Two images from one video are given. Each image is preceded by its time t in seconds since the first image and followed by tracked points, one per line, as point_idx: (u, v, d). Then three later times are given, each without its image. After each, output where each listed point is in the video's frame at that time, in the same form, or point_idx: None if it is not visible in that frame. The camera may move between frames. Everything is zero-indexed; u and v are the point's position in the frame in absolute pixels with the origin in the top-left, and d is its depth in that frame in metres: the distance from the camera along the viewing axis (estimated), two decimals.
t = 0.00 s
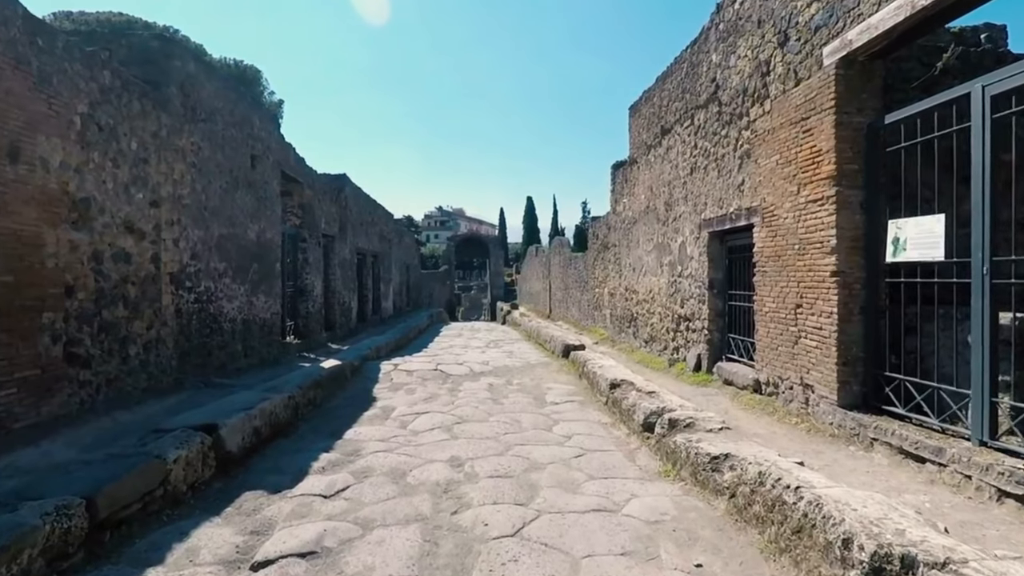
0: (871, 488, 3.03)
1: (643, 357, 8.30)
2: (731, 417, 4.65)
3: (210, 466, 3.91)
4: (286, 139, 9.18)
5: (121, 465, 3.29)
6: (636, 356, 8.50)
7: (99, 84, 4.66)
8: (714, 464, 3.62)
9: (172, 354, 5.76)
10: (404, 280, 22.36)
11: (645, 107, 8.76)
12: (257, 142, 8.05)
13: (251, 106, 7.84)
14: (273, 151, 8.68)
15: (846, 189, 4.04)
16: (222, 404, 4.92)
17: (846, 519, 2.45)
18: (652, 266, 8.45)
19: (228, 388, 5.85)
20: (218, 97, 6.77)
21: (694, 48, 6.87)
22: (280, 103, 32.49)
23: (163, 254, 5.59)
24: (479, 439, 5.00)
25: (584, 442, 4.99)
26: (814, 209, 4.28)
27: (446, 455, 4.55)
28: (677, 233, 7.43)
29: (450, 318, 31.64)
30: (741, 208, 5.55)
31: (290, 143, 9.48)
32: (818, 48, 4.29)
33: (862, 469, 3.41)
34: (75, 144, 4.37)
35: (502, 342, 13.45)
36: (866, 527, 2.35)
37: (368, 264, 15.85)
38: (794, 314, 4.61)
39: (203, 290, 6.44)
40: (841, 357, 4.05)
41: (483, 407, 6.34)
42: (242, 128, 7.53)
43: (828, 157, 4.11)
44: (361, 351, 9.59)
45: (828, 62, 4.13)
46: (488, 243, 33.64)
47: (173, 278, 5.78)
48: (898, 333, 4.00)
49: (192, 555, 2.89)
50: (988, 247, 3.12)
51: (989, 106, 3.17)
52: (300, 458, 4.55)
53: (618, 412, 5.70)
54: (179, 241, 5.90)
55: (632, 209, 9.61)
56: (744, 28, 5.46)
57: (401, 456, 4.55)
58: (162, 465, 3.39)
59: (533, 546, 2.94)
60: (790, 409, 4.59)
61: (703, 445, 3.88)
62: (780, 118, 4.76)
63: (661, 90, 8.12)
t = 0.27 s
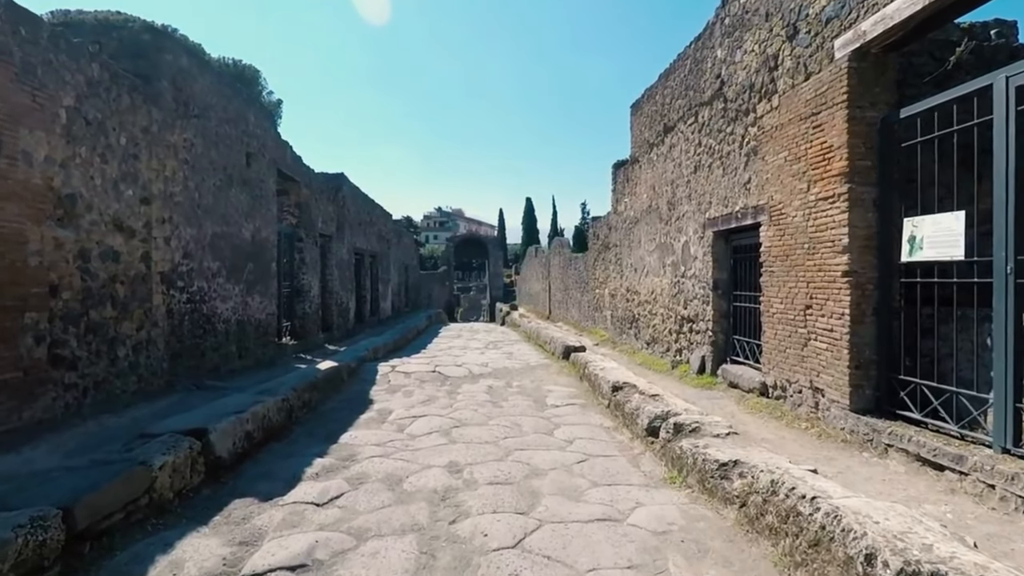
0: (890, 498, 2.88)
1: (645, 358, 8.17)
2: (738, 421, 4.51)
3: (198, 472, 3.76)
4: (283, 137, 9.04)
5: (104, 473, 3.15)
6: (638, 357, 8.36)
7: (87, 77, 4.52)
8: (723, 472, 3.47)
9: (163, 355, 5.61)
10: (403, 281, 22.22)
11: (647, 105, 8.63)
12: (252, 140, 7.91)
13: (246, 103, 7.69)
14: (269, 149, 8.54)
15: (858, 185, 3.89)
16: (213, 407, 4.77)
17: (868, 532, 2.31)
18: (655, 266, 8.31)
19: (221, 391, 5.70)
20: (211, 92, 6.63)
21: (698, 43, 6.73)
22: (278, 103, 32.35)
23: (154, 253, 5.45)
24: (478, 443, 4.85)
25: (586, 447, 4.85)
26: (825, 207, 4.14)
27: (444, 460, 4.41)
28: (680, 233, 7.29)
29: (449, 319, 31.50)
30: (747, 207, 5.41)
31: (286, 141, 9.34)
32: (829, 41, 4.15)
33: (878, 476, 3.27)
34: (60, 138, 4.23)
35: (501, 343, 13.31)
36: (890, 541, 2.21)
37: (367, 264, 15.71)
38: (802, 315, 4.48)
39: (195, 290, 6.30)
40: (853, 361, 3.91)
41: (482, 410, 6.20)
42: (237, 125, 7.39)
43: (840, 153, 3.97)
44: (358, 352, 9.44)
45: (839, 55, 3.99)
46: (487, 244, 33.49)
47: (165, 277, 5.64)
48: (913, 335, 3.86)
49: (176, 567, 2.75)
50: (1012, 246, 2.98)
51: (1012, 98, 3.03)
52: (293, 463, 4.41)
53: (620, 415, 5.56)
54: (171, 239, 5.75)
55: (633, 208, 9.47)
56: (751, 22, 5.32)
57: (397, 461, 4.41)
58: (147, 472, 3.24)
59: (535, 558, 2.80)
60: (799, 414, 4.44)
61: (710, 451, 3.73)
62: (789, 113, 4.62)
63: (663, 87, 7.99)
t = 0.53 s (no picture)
0: (909, 510, 2.75)
1: (647, 360, 8.02)
2: (746, 426, 4.37)
3: (186, 479, 3.62)
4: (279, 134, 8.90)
5: (86, 481, 3.01)
6: (640, 359, 8.22)
7: (73, 70, 4.38)
8: (731, 480, 3.33)
9: (154, 356, 5.47)
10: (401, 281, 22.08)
11: (650, 103, 8.49)
12: (248, 137, 7.77)
13: (241, 99, 7.56)
14: (265, 146, 8.41)
15: (872, 183, 3.76)
16: (205, 410, 4.63)
17: (892, 549, 2.17)
18: (657, 266, 8.17)
19: (213, 393, 5.56)
20: (205, 88, 6.49)
21: (702, 39, 6.60)
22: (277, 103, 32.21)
23: (145, 251, 5.30)
24: (477, 448, 4.71)
25: (588, 452, 4.71)
26: (837, 205, 4.01)
27: (442, 466, 4.27)
28: (683, 232, 7.15)
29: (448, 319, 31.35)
30: (754, 205, 5.27)
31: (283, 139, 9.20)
32: (841, 33, 4.02)
33: (895, 486, 3.13)
34: (44, 133, 4.09)
35: (501, 344, 13.16)
36: (917, 559, 2.07)
37: (365, 264, 15.56)
38: (812, 317, 4.35)
39: (188, 290, 6.15)
40: (866, 364, 3.77)
41: (481, 413, 6.06)
42: (232, 121, 7.25)
43: (853, 148, 3.83)
44: (356, 354, 9.29)
45: (852, 48, 3.86)
46: (487, 244, 33.32)
47: (156, 277, 5.49)
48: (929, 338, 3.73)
49: None
50: None
51: None
52: (286, 469, 4.26)
53: (623, 419, 5.42)
54: (163, 238, 5.61)
55: (635, 207, 9.33)
56: (758, 15, 5.19)
57: (394, 467, 4.27)
58: (132, 480, 3.10)
59: (537, 573, 2.66)
60: (809, 419, 4.31)
61: (718, 458, 3.59)
62: (798, 109, 4.49)
63: (666, 84, 7.85)
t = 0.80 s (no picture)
0: (931, 525, 2.61)
1: (649, 362, 7.89)
2: (754, 432, 4.24)
3: (174, 488, 3.48)
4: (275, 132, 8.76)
5: (67, 492, 2.87)
6: (642, 360, 8.09)
7: (59, 63, 4.23)
8: (742, 490, 3.19)
9: (145, 359, 5.33)
10: (400, 280, 21.92)
11: (652, 100, 8.36)
12: (243, 134, 7.63)
13: (236, 95, 7.42)
14: (261, 144, 8.26)
15: (887, 180, 3.63)
16: (196, 415, 4.49)
17: (920, 570, 2.04)
18: (659, 266, 8.03)
19: (206, 397, 5.42)
20: (198, 84, 6.35)
21: (706, 34, 6.46)
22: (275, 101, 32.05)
23: (135, 251, 5.16)
24: (476, 454, 4.58)
25: (590, 457, 4.57)
26: (850, 203, 3.88)
27: (440, 473, 4.13)
28: (687, 231, 7.02)
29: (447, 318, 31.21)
30: (761, 204, 5.14)
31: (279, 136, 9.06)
32: (854, 25, 3.88)
33: (913, 497, 3.00)
34: (28, 128, 3.95)
35: (500, 344, 13.02)
36: None
37: (363, 263, 15.42)
38: (823, 319, 4.22)
39: (181, 290, 6.01)
40: (880, 368, 3.64)
41: (481, 416, 5.92)
42: (226, 118, 7.11)
43: (867, 144, 3.70)
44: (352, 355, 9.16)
45: (867, 40, 3.72)
46: (486, 243, 33.17)
47: (147, 277, 5.35)
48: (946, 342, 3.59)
49: None
50: None
51: None
52: (279, 476, 4.12)
53: (627, 423, 5.28)
54: (154, 237, 5.46)
55: (637, 206, 9.19)
56: (766, 8, 5.05)
57: (390, 474, 4.13)
58: (116, 492, 2.96)
59: None
60: (820, 424, 4.18)
61: (727, 466, 3.46)
62: (809, 104, 4.35)
63: (669, 81, 7.72)
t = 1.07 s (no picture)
0: (955, 539, 2.48)
1: (651, 363, 7.76)
2: (763, 437, 4.10)
3: (161, 498, 3.34)
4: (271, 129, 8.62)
5: (46, 503, 2.73)
6: (644, 361, 7.95)
7: (44, 56, 4.09)
8: (753, 500, 3.06)
9: (135, 361, 5.19)
10: (399, 280, 21.79)
11: (654, 97, 8.22)
12: (238, 131, 7.49)
13: (231, 91, 7.27)
14: (256, 141, 8.12)
15: (902, 176, 3.49)
16: (187, 420, 4.35)
17: None
18: (662, 265, 7.89)
19: (198, 400, 5.28)
20: (191, 79, 6.20)
21: (711, 28, 6.32)
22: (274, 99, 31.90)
23: (125, 250, 5.02)
24: (476, 459, 4.44)
25: (594, 463, 4.44)
26: (862, 200, 3.74)
27: (438, 480, 3.99)
28: (690, 230, 6.88)
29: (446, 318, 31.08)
30: (768, 202, 5.00)
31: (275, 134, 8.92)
32: (867, 17, 3.73)
33: (934, 507, 2.86)
34: (11, 123, 3.81)
35: (500, 344, 12.89)
36: None
37: (361, 262, 15.28)
38: (834, 320, 4.08)
39: (173, 290, 5.87)
40: (895, 372, 3.50)
41: (480, 419, 5.78)
42: (221, 115, 6.97)
43: (881, 140, 3.56)
44: (350, 356, 9.01)
45: (880, 32, 3.57)
46: (485, 242, 33.03)
47: (138, 277, 5.21)
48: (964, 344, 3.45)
49: None
50: None
51: None
52: (271, 484, 3.99)
53: (630, 427, 5.14)
54: (145, 236, 5.32)
55: (639, 204, 9.06)
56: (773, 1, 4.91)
57: (387, 481, 4.00)
58: (98, 503, 2.83)
59: None
60: (831, 430, 4.04)
61: (737, 474, 3.32)
62: (819, 98, 4.21)
63: (672, 77, 7.58)
